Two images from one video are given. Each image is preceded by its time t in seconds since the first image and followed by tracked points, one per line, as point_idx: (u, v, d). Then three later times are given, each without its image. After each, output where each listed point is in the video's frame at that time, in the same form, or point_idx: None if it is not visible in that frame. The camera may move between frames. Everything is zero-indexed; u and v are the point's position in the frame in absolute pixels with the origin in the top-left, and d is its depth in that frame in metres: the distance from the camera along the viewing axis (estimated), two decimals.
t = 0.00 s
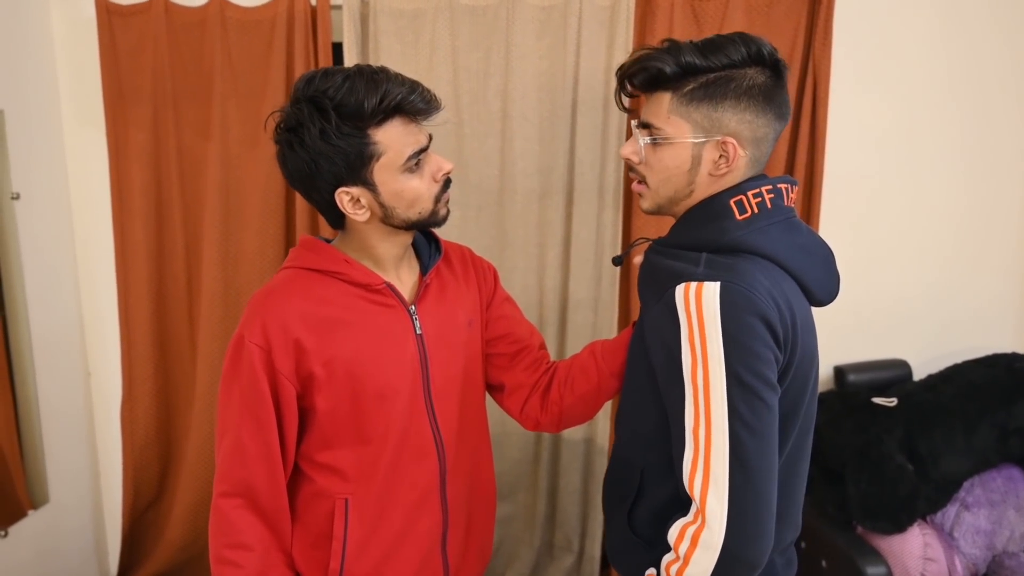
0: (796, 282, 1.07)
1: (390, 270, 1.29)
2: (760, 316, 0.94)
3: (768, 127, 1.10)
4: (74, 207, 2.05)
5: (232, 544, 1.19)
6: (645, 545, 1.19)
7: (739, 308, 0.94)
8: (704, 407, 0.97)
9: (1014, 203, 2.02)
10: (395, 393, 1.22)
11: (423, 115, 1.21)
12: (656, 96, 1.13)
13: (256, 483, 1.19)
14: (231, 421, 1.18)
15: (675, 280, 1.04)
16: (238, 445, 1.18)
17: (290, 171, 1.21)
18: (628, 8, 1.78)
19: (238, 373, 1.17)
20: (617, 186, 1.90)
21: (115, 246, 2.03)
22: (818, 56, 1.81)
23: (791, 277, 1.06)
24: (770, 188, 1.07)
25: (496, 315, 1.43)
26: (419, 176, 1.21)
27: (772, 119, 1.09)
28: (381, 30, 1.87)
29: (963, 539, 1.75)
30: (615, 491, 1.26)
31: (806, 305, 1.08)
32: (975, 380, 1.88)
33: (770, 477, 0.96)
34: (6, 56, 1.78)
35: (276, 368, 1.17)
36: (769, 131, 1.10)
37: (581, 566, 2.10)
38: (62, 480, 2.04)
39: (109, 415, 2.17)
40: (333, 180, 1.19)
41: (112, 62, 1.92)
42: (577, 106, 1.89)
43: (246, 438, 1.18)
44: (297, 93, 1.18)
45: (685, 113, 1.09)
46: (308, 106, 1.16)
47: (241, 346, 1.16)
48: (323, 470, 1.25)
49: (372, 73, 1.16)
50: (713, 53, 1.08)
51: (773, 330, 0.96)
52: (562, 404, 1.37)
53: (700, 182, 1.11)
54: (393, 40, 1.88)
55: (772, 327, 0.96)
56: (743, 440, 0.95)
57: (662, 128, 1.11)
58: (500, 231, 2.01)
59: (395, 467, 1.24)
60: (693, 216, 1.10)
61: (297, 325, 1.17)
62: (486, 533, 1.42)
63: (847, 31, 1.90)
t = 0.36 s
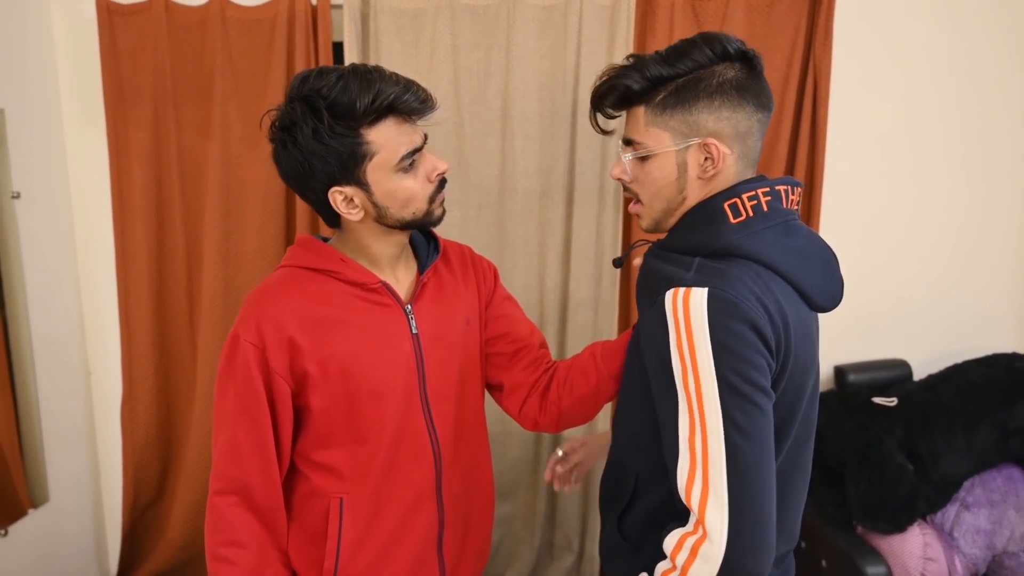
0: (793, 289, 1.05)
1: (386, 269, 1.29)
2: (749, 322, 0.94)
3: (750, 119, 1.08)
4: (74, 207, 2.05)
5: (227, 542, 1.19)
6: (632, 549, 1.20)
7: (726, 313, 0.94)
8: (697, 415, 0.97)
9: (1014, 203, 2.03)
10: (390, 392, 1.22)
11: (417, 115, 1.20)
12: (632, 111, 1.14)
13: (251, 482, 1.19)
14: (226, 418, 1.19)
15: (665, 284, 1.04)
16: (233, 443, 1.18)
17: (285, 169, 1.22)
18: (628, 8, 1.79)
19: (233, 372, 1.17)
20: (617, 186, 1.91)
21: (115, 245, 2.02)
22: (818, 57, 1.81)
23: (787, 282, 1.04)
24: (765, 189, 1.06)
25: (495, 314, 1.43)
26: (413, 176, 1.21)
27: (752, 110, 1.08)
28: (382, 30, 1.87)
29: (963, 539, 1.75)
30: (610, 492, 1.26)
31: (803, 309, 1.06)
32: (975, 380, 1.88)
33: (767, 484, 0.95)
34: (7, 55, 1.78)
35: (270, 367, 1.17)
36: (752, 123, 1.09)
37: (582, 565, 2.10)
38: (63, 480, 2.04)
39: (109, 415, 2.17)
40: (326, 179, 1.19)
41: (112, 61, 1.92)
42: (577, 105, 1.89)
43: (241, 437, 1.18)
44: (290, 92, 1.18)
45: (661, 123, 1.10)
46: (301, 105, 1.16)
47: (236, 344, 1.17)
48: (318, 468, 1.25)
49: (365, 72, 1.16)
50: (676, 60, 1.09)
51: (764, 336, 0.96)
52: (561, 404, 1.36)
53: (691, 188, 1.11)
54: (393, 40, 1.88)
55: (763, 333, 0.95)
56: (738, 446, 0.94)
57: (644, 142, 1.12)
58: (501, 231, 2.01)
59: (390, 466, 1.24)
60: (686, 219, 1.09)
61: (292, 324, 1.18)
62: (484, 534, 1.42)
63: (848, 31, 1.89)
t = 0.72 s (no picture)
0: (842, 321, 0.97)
1: (371, 267, 1.29)
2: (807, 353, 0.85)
3: (760, 112, 1.01)
4: (64, 205, 2.04)
5: (212, 543, 1.18)
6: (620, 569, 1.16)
7: (791, 339, 0.84)
8: (728, 428, 0.83)
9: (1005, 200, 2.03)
10: (378, 386, 1.22)
11: (405, 113, 1.20)
12: (637, 138, 1.04)
13: (239, 480, 1.18)
14: (212, 416, 1.18)
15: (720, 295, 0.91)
16: (220, 441, 1.17)
17: (270, 161, 1.22)
18: (620, 7, 1.79)
19: (219, 370, 1.17)
20: (609, 184, 1.90)
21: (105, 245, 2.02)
22: (809, 55, 1.81)
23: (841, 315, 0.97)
24: (834, 217, 0.99)
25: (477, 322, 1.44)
26: (397, 175, 1.20)
27: (760, 102, 1.01)
28: (373, 28, 1.87)
29: (954, 535, 1.76)
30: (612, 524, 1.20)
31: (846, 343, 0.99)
32: (966, 377, 1.88)
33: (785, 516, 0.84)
34: None
35: (256, 363, 1.16)
36: (763, 115, 1.02)
37: (574, 564, 2.09)
38: (53, 480, 2.03)
39: (100, 416, 2.16)
40: (309, 173, 1.18)
41: (101, 59, 1.91)
42: (568, 103, 1.89)
43: (228, 434, 1.17)
44: (280, 84, 1.18)
45: (673, 142, 1.01)
46: (288, 97, 1.16)
47: (221, 342, 1.16)
48: (304, 467, 1.24)
49: (354, 68, 1.16)
50: (670, 73, 1.00)
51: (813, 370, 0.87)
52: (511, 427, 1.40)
53: (719, 200, 1.02)
54: (384, 38, 1.88)
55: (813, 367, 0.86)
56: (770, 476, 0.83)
57: (659, 165, 1.03)
58: (492, 229, 2.01)
59: (380, 462, 1.23)
60: (738, 235, 0.98)
61: (279, 320, 1.17)
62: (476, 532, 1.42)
63: (839, 28, 1.90)
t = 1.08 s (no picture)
0: (796, 318, 1.04)
1: (389, 267, 1.29)
2: (752, 358, 0.92)
3: (705, 113, 1.07)
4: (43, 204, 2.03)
5: (243, 546, 1.15)
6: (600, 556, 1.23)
7: (735, 347, 0.92)
8: (670, 430, 0.93)
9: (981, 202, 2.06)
10: (401, 386, 1.23)
11: (425, 117, 1.20)
12: (590, 120, 1.15)
13: (268, 481, 1.16)
14: (241, 415, 1.14)
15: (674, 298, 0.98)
16: (251, 442, 1.14)
17: (288, 162, 1.21)
18: (602, 9, 1.80)
19: (250, 368, 1.13)
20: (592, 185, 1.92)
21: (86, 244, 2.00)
22: (790, 57, 1.82)
23: (792, 312, 1.03)
24: (793, 221, 1.05)
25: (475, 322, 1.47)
26: (416, 178, 1.20)
27: (706, 103, 1.06)
28: (356, 28, 1.87)
29: (933, 531, 1.77)
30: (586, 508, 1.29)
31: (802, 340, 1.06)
32: (946, 376, 1.90)
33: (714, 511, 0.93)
34: None
35: (289, 362, 1.14)
36: (708, 116, 1.07)
37: (558, 563, 2.10)
38: (34, 482, 2.01)
39: (81, 416, 2.15)
40: (328, 176, 1.18)
41: (82, 57, 1.90)
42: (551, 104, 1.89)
43: (260, 435, 1.14)
44: (300, 85, 1.16)
45: (616, 128, 1.10)
46: (309, 99, 1.15)
47: (252, 341, 1.12)
48: (322, 465, 1.23)
49: (375, 71, 1.14)
50: (623, 65, 1.09)
51: (761, 372, 0.94)
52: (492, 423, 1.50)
53: (657, 191, 1.10)
54: (368, 38, 1.88)
55: (761, 370, 0.94)
56: (701, 476, 0.91)
57: (604, 149, 1.13)
58: (476, 229, 2.01)
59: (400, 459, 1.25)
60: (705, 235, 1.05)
61: (311, 318, 1.16)
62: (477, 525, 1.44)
63: (822, 29, 1.91)
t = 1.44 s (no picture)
0: (774, 307, 1.04)
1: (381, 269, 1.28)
2: (725, 356, 0.92)
3: (682, 128, 1.08)
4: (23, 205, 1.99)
5: (240, 556, 1.13)
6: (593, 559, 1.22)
7: (705, 346, 0.91)
8: (644, 430, 0.93)
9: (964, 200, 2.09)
10: (395, 390, 1.21)
11: (419, 118, 1.19)
12: (566, 111, 1.16)
13: (265, 490, 1.14)
14: (234, 424, 1.13)
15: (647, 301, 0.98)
16: (246, 450, 1.13)
17: (278, 162, 1.19)
18: (591, 7, 1.80)
19: (243, 376, 1.12)
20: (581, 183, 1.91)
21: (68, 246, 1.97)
22: (778, 56, 1.83)
23: (769, 302, 1.03)
24: (754, 212, 1.06)
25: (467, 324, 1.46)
26: (409, 180, 1.19)
27: (684, 119, 1.08)
28: (343, 26, 1.85)
29: (922, 528, 1.78)
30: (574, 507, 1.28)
31: (782, 329, 1.05)
32: (934, 372, 1.91)
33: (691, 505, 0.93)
34: None
35: (281, 369, 1.12)
36: (684, 132, 1.08)
37: (549, 563, 2.09)
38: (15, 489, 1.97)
39: (64, 420, 2.11)
40: (320, 176, 1.16)
41: (63, 55, 1.86)
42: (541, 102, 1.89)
43: (254, 443, 1.13)
44: (292, 83, 1.15)
45: (591, 125, 1.12)
46: (301, 98, 1.13)
47: (243, 348, 1.11)
48: (319, 473, 1.21)
49: (369, 71, 1.13)
50: (609, 65, 1.10)
51: (737, 369, 0.93)
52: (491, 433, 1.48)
53: (624, 194, 1.12)
54: (355, 35, 1.86)
55: (737, 367, 0.93)
56: (674, 473, 0.91)
57: (576, 142, 1.14)
58: (465, 229, 1.99)
59: (395, 464, 1.23)
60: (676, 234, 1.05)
61: (301, 323, 1.14)
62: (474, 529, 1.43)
63: (810, 28, 1.91)
